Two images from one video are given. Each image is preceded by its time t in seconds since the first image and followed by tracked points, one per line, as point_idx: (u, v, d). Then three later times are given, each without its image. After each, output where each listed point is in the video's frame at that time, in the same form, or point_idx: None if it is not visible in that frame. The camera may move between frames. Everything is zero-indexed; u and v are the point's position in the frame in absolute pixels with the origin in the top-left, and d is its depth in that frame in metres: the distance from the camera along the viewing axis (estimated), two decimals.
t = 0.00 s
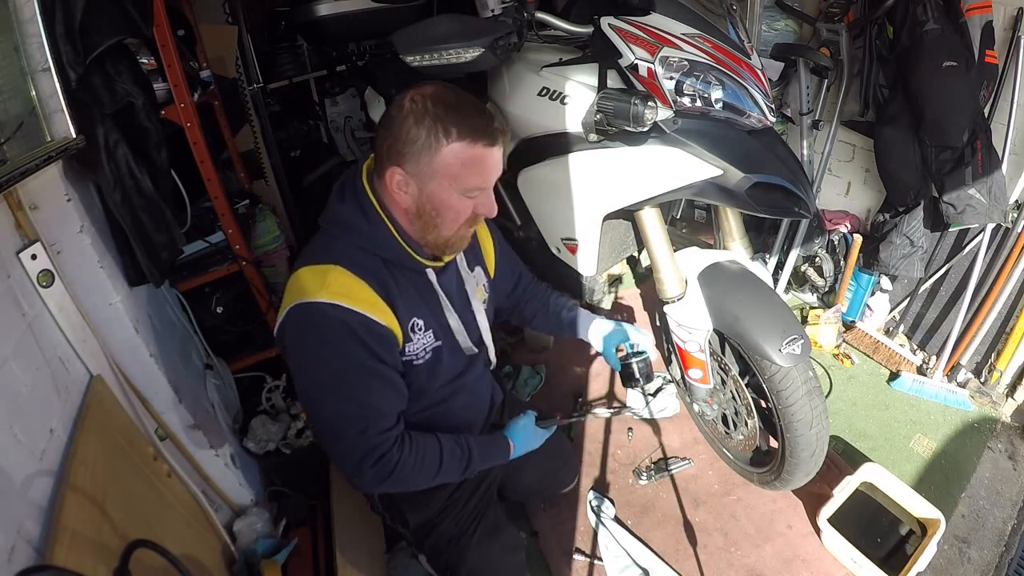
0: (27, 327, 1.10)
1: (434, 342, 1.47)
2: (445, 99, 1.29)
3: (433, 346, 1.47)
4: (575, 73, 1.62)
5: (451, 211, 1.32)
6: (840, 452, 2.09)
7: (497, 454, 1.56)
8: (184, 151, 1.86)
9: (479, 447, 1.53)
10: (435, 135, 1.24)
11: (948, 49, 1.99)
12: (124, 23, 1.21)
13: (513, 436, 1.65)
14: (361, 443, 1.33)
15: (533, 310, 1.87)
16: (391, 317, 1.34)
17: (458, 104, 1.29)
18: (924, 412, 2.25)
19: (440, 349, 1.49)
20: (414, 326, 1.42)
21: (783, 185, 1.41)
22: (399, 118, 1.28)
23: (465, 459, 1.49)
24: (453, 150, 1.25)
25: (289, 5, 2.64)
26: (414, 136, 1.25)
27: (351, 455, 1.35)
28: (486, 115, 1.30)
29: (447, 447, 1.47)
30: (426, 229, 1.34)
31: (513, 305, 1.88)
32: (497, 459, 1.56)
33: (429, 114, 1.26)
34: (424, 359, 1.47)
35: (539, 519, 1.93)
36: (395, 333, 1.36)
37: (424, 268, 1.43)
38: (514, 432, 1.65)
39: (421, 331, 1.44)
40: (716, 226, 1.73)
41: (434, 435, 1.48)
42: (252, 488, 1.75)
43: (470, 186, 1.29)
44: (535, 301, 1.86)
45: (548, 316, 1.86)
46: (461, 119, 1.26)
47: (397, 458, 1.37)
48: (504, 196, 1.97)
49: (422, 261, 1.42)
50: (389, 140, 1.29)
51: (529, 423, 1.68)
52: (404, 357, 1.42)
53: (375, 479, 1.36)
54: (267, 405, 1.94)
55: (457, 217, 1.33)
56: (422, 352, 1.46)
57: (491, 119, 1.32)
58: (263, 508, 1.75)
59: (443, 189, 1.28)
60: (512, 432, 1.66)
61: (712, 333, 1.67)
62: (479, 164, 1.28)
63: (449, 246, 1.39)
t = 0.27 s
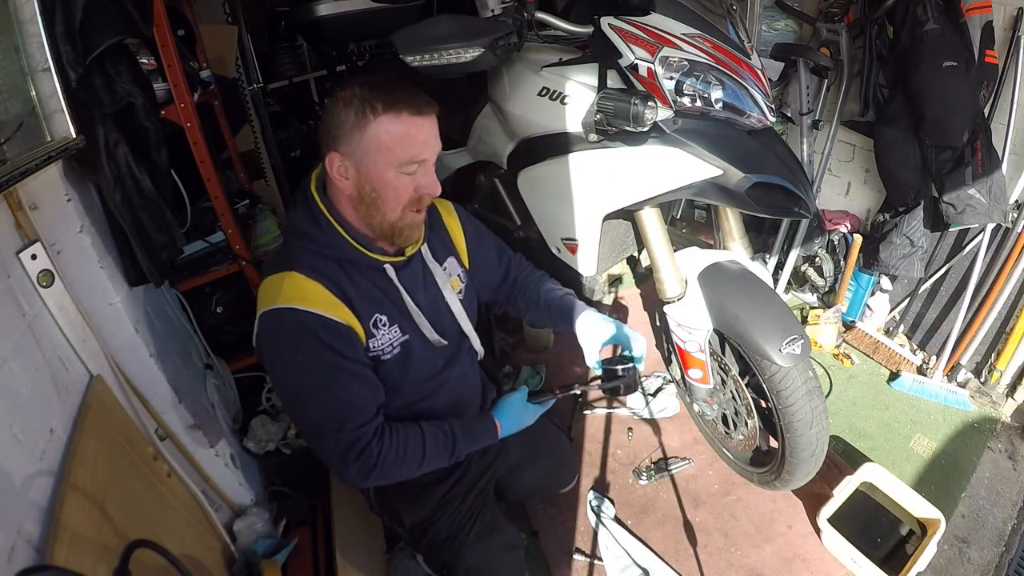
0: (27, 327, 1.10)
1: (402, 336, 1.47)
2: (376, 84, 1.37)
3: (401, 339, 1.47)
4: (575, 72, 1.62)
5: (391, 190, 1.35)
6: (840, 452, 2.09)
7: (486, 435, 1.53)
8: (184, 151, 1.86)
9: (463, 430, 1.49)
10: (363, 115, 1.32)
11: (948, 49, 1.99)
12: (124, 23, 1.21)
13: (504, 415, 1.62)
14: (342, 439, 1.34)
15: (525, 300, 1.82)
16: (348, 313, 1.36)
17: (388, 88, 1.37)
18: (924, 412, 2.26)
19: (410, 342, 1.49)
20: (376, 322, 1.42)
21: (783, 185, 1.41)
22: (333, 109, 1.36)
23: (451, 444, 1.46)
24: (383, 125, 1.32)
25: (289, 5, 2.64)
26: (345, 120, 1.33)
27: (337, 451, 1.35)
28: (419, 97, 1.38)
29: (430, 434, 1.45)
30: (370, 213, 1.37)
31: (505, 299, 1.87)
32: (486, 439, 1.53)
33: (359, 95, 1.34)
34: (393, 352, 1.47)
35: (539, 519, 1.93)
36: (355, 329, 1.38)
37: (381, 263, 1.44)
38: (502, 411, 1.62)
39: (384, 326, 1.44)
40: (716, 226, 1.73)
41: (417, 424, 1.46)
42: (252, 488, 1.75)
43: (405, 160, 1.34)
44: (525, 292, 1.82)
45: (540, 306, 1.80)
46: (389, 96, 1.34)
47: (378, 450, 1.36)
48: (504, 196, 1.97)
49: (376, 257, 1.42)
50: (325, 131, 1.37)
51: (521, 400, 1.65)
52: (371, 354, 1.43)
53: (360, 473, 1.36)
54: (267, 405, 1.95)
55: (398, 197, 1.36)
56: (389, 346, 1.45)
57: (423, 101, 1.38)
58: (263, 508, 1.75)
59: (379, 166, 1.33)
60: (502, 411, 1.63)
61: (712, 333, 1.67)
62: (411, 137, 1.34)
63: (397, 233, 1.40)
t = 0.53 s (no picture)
0: (27, 327, 1.10)
1: (392, 327, 1.46)
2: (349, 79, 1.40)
3: (391, 332, 1.46)
4: (575, 73, 1.62)
5: (367, 178, 1.37)
6: (840, 452, 2.09)
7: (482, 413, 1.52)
8: (183, 151, 1.86)
9: (457, 409, 1.49)
10: (335, 107, 1.34)
11: (948, 49, 2.00)
12: (125, 23, 1.21)
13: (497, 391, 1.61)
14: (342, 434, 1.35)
15: (524, 284, 1.78)
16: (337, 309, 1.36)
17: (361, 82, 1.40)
18: (924, 412, 2.26)
19: (400, 334, 1.48)
20: (365, 315, 1.42)
21: (783, 185, 1.42)
22: (309, 106, 1.38)
23: (446, 427, 1.46)
24: (354, 115, 1.34)
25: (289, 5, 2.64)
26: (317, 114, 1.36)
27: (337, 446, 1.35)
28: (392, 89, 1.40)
29: (425, 419, 1.44)
30: (349, 204, 1.39)
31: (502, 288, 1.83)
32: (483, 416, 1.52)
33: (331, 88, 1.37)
34: (384, 345, 1.46)
35: (539, 519, 1.93)
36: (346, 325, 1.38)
37: (367, 258, 1.43)
38: (494, 388, 1.61)
39: (373, 319, 1.43)
40: (716, 226, 1.73)
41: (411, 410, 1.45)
42: (252, 488, 1.75)
43: (378, 148, 1.36)
44: (523, 277, 1.78)
45: (538, 288, 1.76)
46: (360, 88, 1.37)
47: (375, 439, 1.37)
48: (504, 196, 1.97)
49: (361, 251, 1.42)
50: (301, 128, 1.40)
51: (514, 375, 1.63)
52: (362, 348, 1.42)
53: (362, 465, 1.36)
54: (267, 405, 1.95)
55: (375, 185, 1.38)
56: (380, 339, 1.45)
57: (395, 93, 1.40)
58: (263, 508, 1.75)
59: (353, 156, 1.35)
60: (495, 387, 1.62)
61: (712, 333, 1.67)
62: (383, 125, 1.36)
63: (377, 223, 1.41)
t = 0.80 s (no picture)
0: (27, 327, 1.10)
1: (389, 326, 1.46)
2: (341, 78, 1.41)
3: (388, 330, 1.46)
4: (575, 72, 1.62)
5: (360, 174, 1.36)
6: (840, 452, 2.09)
7: (479, 412, 1.51)
8: (183, 151, 1.86)
9: (452, 410, 1.47)
10: (326, 104, 1.34)
11: (948, 49, 2.00)
12: (125, 23, 1.21)
13: (495, 389, 1.60)
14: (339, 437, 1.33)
15: (520, 273, 1.77)
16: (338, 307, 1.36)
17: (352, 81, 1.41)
18: (924, 412, 2.25)
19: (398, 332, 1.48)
20: (364, 314, 1.42)
21: (783, 185, 1.41)
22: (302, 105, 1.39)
23: (442, 430, 1.44)
24: (345, 112, 1.34)
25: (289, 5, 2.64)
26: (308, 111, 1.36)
27: (332, 448, 1.34)
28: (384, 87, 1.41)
29: (420, 420, 1.42)
30: (343, 200, 1.39)
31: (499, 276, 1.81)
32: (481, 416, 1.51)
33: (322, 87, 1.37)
34: (382, 343, 1.45)
35: (539, 519, 1.93)
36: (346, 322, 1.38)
37: (365, 256, 1.44)
38: (491, 386, 1.60)
39: (372, 318, 1.43)
40: (716, 226, 1.73)
41: (407, 413, 1.43)
42: (252, 488, 1.75)
43: (370, 143, 1.36)
44: (518, 265, 1.77)
45: (534, 277, 1.75)
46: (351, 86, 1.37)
47: (369, 441, 1.34)
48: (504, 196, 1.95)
49: (358, 248, 1.42)
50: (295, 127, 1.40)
51: (510, 372, 1.62)
52: (363, 347, 1.42)
53: (355, 469, 1.34)
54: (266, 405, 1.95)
55: (369, 180, 1.38)
56: (379, 337, 1.44)
57: (385, 91, 1.40)
58: (263, 508, 1.75)
59: (346, 152, 1.35)
60: (492, 385, 1.60)
61: (712, 333, 1.67)
62: (375, 122, 1.36)
63: (372, 219, 1.41)
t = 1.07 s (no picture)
0: (27, 328, 1.10)
1: (384, 324, 1.45)
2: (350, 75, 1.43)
3: (382, 328, 1.45)
4: (575, 73, 1.62)
5: (363, 168, 1.37)
6: (840, 452, 2.09)
7: (468, 422, 1.43)
8: (183, 151, 1.86)
9: (439, 418, 1.40)
10: (334, 98, 1.36)
11: (948, 49, 2.00)
12: (125, 23, 1.21)
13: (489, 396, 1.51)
14: (306, 433, 1.26)
15: (520, 278, 1.76)
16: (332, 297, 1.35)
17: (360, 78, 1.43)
18: (924, 412, 2.26)
19: (392, 331, 1.47)
20: (360, 308, 1.41)
21: (783, 185, 1.41)
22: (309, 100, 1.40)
23: (424, 437, 1.36)
24: (352, 107, 1.36)
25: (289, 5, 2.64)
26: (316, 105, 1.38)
27: (299, 447, 1.26)
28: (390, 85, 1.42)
29: (400, 425, 1.35)
30: (345, 194, 1.40)
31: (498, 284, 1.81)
32: (469, 429, 1.42)
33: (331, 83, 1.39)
34: (376, 341, 1.44)
35: (539, 519, 1.93)
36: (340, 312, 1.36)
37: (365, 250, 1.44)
38: (485, 394, 1.51)
39: (368, 313, 1.42)
40: (716, 226, 1.73)
41: (389, 417, 1.36)
42: (252, 488, 1.75)
43: (375, 138, 1.37)
44: (519, 270, 1.77)
45: (534, 280, 1.74)
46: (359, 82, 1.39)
47: (339, 437, 1.26)
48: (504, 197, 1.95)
49: (356, 242, 1.43)
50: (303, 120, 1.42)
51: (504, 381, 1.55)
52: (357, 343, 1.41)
53: (319, 470, 1.25)
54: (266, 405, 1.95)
55: (371, 175, 1.39)
56: (374, 335, 1.43)
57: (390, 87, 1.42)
58: (263, 508, 1.75)
59: (351, 146, 1.36)
60: (486, 393, 1.51)
61: (712, 333, 1.67)
62: (382, 117, 1.37)
63: (373, 214, 1.42)
